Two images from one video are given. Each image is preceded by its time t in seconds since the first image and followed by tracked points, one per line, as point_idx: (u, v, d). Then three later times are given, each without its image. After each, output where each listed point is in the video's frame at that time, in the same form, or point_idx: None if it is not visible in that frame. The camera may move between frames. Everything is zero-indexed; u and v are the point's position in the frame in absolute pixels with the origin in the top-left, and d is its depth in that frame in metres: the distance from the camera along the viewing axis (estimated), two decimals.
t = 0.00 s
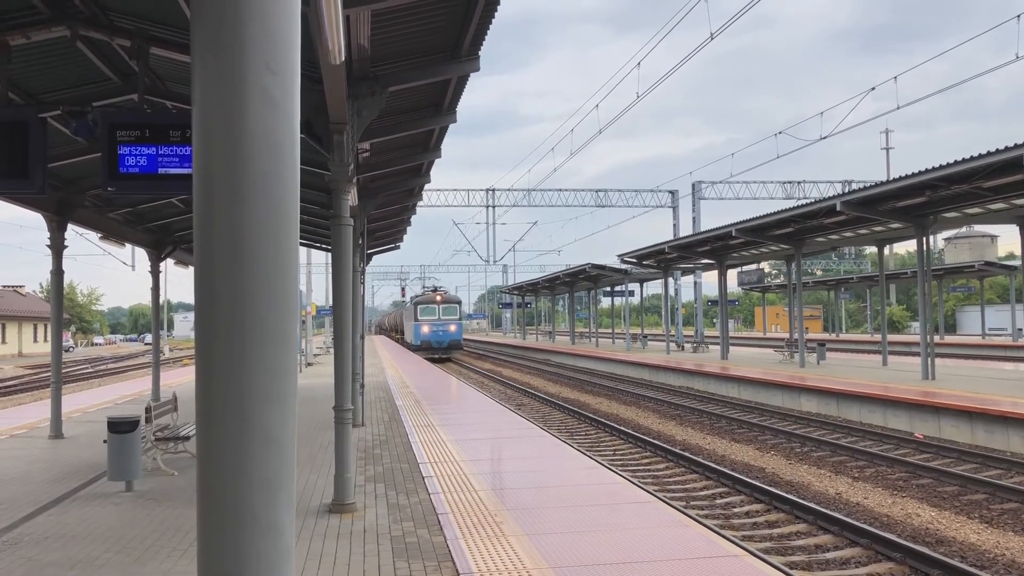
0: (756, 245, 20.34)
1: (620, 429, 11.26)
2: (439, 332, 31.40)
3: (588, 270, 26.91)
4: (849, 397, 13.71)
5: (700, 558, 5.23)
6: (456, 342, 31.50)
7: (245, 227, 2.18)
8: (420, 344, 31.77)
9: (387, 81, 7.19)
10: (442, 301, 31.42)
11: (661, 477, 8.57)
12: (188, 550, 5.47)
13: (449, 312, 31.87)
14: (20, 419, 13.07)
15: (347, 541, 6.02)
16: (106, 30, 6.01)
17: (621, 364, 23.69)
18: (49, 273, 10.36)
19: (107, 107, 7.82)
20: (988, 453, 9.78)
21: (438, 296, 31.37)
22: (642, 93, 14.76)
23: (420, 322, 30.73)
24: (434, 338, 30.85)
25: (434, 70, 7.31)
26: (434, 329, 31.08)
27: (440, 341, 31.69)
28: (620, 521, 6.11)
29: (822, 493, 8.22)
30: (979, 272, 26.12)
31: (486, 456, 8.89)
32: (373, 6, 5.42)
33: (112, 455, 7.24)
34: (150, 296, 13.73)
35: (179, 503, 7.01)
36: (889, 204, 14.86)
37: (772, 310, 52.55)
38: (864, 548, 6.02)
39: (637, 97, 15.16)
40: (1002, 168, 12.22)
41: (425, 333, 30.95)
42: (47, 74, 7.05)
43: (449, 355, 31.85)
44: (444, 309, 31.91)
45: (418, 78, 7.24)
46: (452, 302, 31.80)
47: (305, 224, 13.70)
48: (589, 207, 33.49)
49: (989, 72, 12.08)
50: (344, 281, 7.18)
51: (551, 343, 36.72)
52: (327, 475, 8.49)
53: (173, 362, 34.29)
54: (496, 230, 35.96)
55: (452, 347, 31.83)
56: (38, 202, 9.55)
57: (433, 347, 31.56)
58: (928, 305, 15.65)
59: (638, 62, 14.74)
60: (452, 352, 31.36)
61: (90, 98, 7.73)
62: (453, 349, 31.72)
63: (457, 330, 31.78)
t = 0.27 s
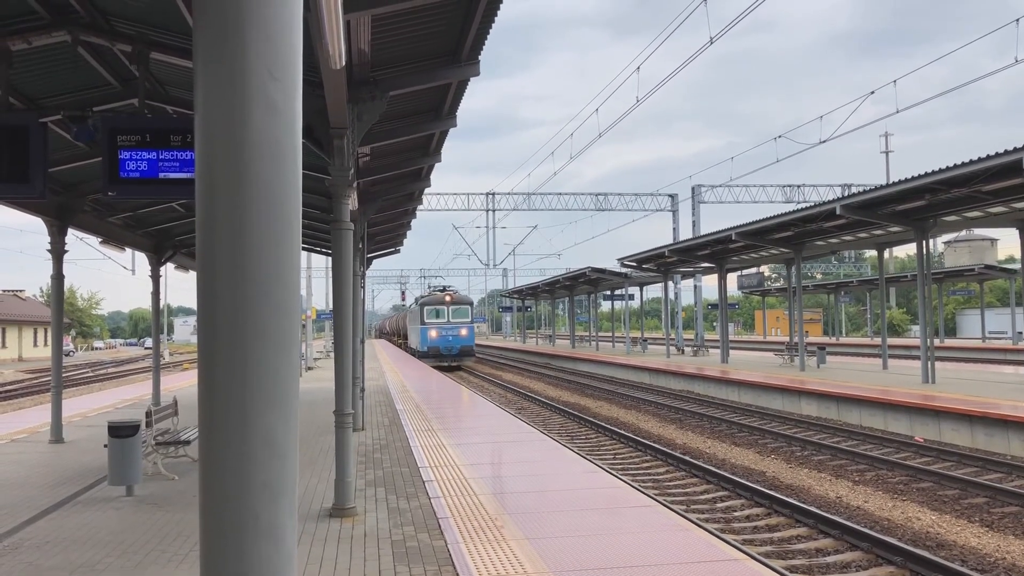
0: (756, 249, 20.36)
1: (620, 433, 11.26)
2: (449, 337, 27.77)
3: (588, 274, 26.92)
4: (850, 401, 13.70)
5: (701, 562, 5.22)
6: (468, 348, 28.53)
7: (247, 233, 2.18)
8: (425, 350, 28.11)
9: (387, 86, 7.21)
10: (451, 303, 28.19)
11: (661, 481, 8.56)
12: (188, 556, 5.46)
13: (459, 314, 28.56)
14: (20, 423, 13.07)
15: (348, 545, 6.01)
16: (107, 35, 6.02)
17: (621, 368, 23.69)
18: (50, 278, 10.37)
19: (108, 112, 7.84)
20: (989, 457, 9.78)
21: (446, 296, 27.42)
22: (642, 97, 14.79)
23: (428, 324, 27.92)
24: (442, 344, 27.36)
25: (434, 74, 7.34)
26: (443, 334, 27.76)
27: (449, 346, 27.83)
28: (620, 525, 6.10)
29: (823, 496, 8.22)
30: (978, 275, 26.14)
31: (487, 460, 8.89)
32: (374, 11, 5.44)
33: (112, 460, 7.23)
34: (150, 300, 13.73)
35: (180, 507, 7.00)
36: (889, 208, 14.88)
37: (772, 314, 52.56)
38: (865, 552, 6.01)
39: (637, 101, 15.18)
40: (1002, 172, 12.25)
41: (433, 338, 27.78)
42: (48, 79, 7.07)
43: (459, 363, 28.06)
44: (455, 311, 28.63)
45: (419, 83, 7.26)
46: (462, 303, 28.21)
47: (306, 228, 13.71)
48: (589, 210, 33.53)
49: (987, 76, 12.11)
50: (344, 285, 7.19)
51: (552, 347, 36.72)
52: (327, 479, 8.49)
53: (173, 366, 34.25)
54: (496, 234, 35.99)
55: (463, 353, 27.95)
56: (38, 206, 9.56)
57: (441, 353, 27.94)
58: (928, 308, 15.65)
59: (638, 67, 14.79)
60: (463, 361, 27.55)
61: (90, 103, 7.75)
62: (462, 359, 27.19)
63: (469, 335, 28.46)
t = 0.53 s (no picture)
0: (755, 251, 20.37)
1: (620, 436, 11.25)
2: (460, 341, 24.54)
3: (587, 277, 26.94)
4: (849, 403, 13.70)
5: (701, 564, 5.22)
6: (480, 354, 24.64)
7: (247, 235, 2.18)
8: (432, 356, 24.41)
9: (386, 89, 7.22)
10: (461, 301, 25.02)
11: (661, 483, 8.55)
12: (187, 559, 5.46)
13: (471, 314, 25.37)
14: (19, 426, 13.06)
15: (347, 548, 6.00)
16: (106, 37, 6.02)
17: (621, 370, 23.69)
18: (48, 281, 10.36)
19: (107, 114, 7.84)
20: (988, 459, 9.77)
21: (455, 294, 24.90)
22: (641, 99, 14.80)
23: (434, 326, 24.52)
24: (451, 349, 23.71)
25: (433, 77, 7.34)
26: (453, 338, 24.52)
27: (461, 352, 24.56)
28: (620, 528, 6.09)
29: (823, 499, 8.21)
30: (978, 278, 26.15)
31: (486, 462, 8.88)
32: (373, 14, 5.44)
33: (111, 463, 7.22)
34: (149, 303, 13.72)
35: (178, 510, 6.99)
36: (888, 210, 14.89)
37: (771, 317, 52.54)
38: (865, 555, 6.01)
39: (637, 104, 15.19)
40: (1000, 174, 12.27)
41: (442, 342, 24.23)
42: (47, 82, 7.06)
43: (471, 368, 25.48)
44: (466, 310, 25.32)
45: (418, 85, 7.27)
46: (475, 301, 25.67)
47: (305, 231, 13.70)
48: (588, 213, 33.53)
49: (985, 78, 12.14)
50: (343, 289, 7.18)
51: (551, 350, 36.70)
52: (326, 482, 8.48)
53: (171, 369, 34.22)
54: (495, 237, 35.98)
55: (477, 359, 24.50)
56: (37, 209, 9.56)
57: (452, 360, 24.38)
58: (928, 311, 15.66)
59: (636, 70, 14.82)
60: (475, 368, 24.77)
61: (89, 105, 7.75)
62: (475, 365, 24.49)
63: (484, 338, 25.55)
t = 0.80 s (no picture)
0: (754, 252, 20.38)
1: (619, 437, 11.25)
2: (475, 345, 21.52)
3: (587, 278, 26.95)
4: (848, 404, 13.71)
5: (699, 565, 5.22)
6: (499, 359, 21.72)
7: (244, 236, 2.18)
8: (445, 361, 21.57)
9: (385, 89, 7.21)
10: (475, 297, 22.13)
11: (660, 485, 8.54)
12: (186, 560, 5.46)
13: (488, 312, 22.43)
14: (19, 427, 13.06)
15: (346, 549, 6.00)
16: (104, 38, 6.02)
17: (620, 371, 23.70)
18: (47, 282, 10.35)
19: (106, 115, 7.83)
20: (988, 460, 9.77)
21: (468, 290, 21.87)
22: (641, 100, 14.81)
23: (446, 326, 21.47)
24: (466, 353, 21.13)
25: (432, 78, 7.34)
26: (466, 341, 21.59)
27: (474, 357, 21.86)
28: (619, 529, 6.09)
29: (822, 500, 8.21)
30: (977, 279, 26.16)
31: (485, 464, 8.87)
32: (372, 15, 5.44)
33: (110, 464, 7.22)
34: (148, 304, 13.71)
35: (177, 511, 6.99)
36: (887, 211, 14.90)
37: (771, 318, 52.60)
38: (864, 556, 6.00)
39: (636, 105, 15.22)
40: (999, 175, 12.27)
41: (454, 344, 21.46)
42: (45, 83, 7.06)
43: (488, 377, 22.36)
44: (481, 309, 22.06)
45: (417, 86, 7.26)
46: (493, 299, 22.28)
47: (304, 232, 13.71)
48: (587, 214, 33.61)
49: (984, 79, 12.14)
50: (342, 290, 7.18)
51: (551, 351, 36.72)
52: (325, 483, 8.47)
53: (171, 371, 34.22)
54: (494, 238, 35.98)
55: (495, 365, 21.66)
56: (36, 210, 9.55)
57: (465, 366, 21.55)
58: (927, 312, 15.67)
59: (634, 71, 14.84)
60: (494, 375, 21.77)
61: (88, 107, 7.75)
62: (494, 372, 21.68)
63: (503, 339, 22.04)
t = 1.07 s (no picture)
0: (752, 253, 20.39)
1: (617, 437, 11.26)
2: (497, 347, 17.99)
3: (585, 278, 26.97)
4: (846, 404, 13.73)
5: (696, 565, 5.23)
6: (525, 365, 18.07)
7: (242, 237, 2.19)
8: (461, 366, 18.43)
9: (383, 90, 7.22)
10: (496, 290, 18.73)
11: (658, 485, 8.55)
12: (184, 560, 5.46)
13: (510, 308, 18.76)
14: (16, 428, 13.06)
15: (344, 550, 6.00)
16: (102, 38, 6.02)
17: (618, 371, 23.71)
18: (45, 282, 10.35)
19: (104, 115, 7.83)
20: (985, 460, 9.79)
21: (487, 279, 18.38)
22: (639, 100, 14.83)
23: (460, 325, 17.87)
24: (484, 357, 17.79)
25: (429, 79, 7.35)
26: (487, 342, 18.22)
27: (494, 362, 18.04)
28: (617, 529, 6.09)
29: (820, 500, 8.23)
30: (975, 279, 26.19)
31: (484, 464, 8.87)
32: (370, 15, 5.45)
33: (108, 464, 7.22)
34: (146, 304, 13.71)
35: (175, 511, 6.99)
36: (885, 211, 14.92)
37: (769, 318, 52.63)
38: (862, 556, 6.01)
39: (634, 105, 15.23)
40: (997, 175, 12.29)
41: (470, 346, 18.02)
42: (43, 83, 7.06)
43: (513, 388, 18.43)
44: (503, 304, 18.52)
45: (415, 87, 7.27)
46: (517, 292, 18.65)
47: (302, 232, 13.70)
48: (586, 215, 33.64)
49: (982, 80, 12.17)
50: (340, 290, 7.17)
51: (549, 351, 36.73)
52: (323, 483, 8.48)
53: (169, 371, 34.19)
54: (493, 238, 35.97)
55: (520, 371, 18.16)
56: (34, 210, 9.55)
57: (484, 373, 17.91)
58: (925, 312, 15.68)
59: (633, 71, 14.85)
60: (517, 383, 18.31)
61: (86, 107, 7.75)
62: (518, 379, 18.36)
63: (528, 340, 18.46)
